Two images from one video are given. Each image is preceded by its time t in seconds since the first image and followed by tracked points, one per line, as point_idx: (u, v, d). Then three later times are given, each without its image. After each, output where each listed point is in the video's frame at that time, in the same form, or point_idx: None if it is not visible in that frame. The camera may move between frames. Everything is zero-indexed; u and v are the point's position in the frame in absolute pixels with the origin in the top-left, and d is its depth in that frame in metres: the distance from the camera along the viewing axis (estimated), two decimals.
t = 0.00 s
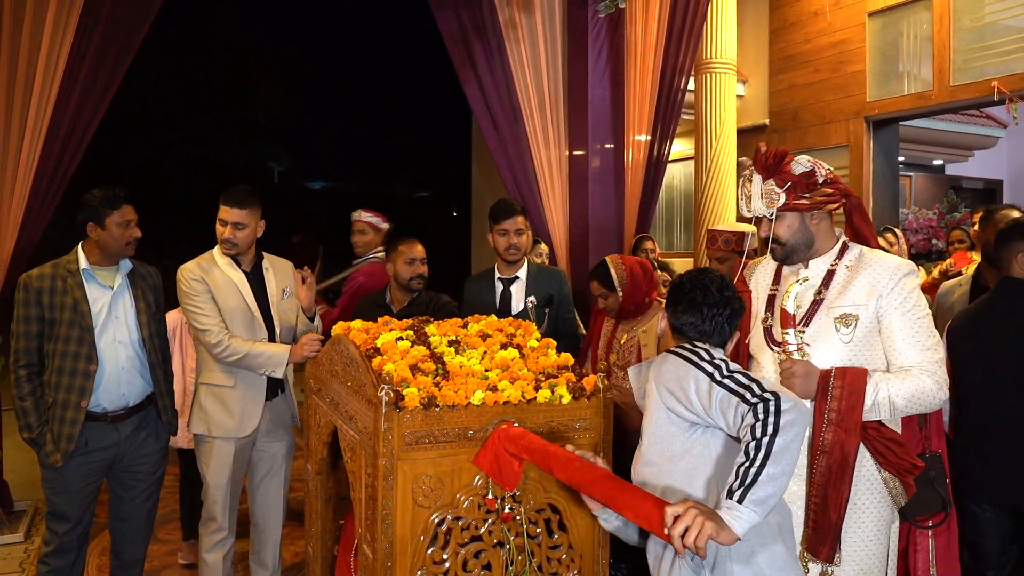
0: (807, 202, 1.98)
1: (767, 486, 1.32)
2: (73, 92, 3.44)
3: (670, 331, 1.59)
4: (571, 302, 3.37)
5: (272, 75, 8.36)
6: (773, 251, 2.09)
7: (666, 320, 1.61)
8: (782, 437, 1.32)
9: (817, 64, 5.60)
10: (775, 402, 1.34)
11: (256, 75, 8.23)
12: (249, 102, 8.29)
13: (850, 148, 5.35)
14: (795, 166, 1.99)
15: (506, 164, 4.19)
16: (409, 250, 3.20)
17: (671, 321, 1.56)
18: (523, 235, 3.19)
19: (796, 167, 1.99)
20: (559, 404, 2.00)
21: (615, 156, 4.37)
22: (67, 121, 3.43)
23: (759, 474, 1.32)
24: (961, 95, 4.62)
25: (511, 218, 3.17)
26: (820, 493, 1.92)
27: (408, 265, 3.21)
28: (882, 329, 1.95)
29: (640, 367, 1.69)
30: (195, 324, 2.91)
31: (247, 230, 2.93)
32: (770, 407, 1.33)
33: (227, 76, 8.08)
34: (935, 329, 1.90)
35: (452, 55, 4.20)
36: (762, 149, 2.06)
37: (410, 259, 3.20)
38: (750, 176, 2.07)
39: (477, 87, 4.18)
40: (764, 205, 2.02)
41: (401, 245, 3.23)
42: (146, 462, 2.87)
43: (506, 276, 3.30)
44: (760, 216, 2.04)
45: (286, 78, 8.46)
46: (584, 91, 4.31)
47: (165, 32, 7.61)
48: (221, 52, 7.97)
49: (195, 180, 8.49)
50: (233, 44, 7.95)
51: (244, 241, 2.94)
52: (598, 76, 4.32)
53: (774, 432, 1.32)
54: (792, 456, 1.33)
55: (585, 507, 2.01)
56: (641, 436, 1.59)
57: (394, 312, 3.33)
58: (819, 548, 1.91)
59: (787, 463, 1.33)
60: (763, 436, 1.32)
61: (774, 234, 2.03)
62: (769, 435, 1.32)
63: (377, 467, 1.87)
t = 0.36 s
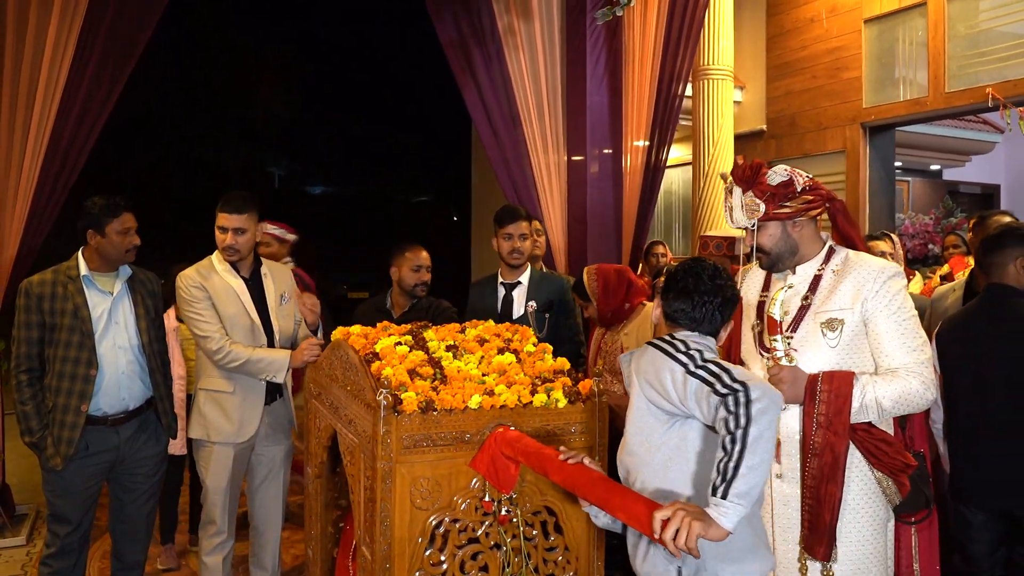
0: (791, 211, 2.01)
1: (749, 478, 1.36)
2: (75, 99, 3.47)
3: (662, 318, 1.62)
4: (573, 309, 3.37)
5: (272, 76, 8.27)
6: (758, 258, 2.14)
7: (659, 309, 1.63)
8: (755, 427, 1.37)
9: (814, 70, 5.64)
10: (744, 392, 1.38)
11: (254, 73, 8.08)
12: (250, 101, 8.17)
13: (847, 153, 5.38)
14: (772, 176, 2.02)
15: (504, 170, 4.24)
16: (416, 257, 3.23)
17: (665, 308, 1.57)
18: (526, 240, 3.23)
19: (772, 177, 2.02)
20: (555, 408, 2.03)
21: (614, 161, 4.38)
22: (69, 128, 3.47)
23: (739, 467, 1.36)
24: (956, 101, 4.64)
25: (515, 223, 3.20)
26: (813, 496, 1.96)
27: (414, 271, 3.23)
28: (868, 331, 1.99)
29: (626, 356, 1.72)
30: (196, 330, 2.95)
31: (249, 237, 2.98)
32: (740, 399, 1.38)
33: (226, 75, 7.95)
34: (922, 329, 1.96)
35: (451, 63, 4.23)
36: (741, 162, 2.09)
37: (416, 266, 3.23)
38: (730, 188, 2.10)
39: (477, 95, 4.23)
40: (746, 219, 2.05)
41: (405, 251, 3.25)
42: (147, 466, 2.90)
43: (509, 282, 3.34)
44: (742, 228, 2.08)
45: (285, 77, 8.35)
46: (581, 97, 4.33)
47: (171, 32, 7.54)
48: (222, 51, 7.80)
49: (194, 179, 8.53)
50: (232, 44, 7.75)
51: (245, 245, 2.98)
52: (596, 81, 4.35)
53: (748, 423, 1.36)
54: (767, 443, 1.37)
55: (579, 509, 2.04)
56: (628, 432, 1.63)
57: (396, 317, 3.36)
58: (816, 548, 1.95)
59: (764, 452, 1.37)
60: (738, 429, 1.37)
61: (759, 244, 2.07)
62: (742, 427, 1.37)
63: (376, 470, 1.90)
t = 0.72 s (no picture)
0: (783, 220, 2.05)
1: (725, 476, 1.39)
2: (78, 107, 3.52)
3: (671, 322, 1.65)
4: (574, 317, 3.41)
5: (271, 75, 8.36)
6: (751, 266, 2.19)
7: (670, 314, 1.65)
8: (726, 425, 1.40)
9: (811, 78, 5.69)
10: (714, 392, 1.42)
11: (254, 73, 8.21)
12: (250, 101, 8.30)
13: (843, 160, 5.43)
14: (765, 186, 2.06)
15: (503, 177, 4.26)
16: (424, 266, 3.28)
17: (675, 311, 1.61)
18: (531, 249, 3.26)
19: (765, 187, 2.06)
20: (552, 415, 2.07)
21: (613, 167, 4.43)
22: (72, 136, 3.50)
23: (714, 466, 1.40)
24: (951, 109, 4.69)
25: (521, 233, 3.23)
26: (803, 502, 2.00)
27: (422, 279, 3.28)
28: (857, 339, 2.03)
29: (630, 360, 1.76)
30: (197, 336, 2.98)
31: (240, 242, 3.00)
32: (710, 398, 1.42)
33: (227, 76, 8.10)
34: (912, 337, 1.99)
35: (450, 72, 4.25)
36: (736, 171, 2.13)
37: (423, 275, 3.28)
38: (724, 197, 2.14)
39: (476, 102, 4.24)
40: (739, 227, 2.10)
41: (413, 259, 3.31)
42: (148, 470, 2.94)
43: (511, 289, 3.38)
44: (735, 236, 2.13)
45: (285, 77, 8.42)
46: (579, 106, 4.37)
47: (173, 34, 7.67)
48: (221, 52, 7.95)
49: (195, 182, 8.46)
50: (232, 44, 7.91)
51: (236, 250, 3.00)
52: (594, 89, 4.38)
53: (718, 421, 1.40)
54: (740, 440, 1.41)
55: (575, 514, 2.07)
56: (626, 437, 1.68)
57: (398, 323, 3.40)
58: (803, 554, 1.98)
59: (737, 449, 1.40)
60: (709, 427, 1.41)
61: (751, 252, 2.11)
62: (714, 426, 1.40)
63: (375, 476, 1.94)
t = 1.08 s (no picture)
0: (780, 228, 2.10)
1: (716, 485, 1.43)
2: (81, 117, 3.55)
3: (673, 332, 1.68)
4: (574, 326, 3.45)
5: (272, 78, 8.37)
6: (744, 271, 2.23)
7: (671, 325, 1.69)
8: (717, 436, 1.44)
9: (808, 86, 5.73)
10: (706, 404, 1.45)
11: (255, 76, 8.25)
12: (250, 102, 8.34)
13: (840, 168, 5.47)
14: (767, 194, 2.09)
15: (502, 183, 4.31)
16: (437, 278, 3.29)
17: (677, 323, 1.64)
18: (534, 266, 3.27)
19: (767, 195, 2.09)
20: (549, 422, 2.11)
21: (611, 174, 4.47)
22: (75, 145, 3.54)
23: (704, 476, 1.44)
24: (946, 117, 4.74)
25: (526, 249, 3.25)
26: (797, 507, 2.04)
27: (434, 290, 3.30)
28: (849, 348, 2.07)
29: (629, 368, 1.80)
30: (200, 345, 3.03)
31: (239, 252, 3.03)
32: (703, 410, 1.45)
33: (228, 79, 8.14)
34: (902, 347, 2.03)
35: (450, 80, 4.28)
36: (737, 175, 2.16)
37: (437, 286, 3.29)
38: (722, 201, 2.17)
39: (476, 110, 4.28)
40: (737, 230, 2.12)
41: (428, 270, 3.32)
42: (151, 476, 2.98)
43: (514, 298, 3.42)
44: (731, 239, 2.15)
45: (286, 78, 8.43)
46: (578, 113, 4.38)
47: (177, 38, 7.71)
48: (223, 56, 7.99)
49: (196, 183, 8.54)
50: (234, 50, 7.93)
51: (234, 261, 3.03)
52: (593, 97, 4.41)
53: (709, 432, 1.44)
54: (732, 451, 1.44)
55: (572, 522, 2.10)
56: (624, 444, 1.72)
57: (402, 331, 3.44)
58: (799, 558, 2.03)
59: (729, 459, 1.44)
60: (701, 438, 1.44)
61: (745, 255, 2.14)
62: (704, 437, 1.44)
63: (376, 483, 1.98)
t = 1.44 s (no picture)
0: (774, 239, 2.14)
1: (706, 498, 1.48)
2: (85, 128, 3.60)
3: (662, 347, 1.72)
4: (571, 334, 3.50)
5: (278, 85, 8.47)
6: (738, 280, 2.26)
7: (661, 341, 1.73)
8: (706, 452, 1.48)
9: (805, 95, 5.78)
10: (696, 419, 1.50)
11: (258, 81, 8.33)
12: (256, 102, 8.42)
13: (836, 176, 5.52)
14: (764, 205, 2.14)
15: (501, 190, 4.36)
16: (439, 286, 3.32)
17: (667, 339, 1.69)
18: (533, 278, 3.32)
19: (764, 206, 2.14)
20: (545, 432, 2.15)
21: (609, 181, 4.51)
22: (79, 155, 3.59)
23: (694, 490, 1.48)
24: (942, 127, 4.78)
25: (525, 262, 3.29)
26: (789, 516, 2.08)
27: (435, 299, 3.33)
28: (840, 360, 2.11)
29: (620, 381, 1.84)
30: (203, 355, 3.07)
31: (244, 264, 3.07)
32: (692, 425, 1.50)
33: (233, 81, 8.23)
34: (889, 358, 2.07)
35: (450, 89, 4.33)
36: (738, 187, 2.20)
37: (438, 295, 3.33)
38: (722, 211, 2.21)
39: (475, 118, 4.34)
40: (734, 238, 2.16)
41: (430, 279, 3.36)
42: (154, 484, 3.03)
43: (512, 307, 3.46)
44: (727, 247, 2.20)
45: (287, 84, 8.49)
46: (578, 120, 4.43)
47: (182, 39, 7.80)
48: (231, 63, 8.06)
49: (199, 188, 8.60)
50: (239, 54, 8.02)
51: (239, 271, 3.07)
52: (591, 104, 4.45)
53: (699, 446, 1.48)
54: (721, 466, 1.49)
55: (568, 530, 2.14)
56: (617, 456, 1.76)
57: (404, 339, 3.48)
58: (790, 565, 2.07)
59: (719, 472, 1.49)
60: (691, 452, 1.49)
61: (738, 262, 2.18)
62: (695, 452, 1.49)
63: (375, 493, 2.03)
